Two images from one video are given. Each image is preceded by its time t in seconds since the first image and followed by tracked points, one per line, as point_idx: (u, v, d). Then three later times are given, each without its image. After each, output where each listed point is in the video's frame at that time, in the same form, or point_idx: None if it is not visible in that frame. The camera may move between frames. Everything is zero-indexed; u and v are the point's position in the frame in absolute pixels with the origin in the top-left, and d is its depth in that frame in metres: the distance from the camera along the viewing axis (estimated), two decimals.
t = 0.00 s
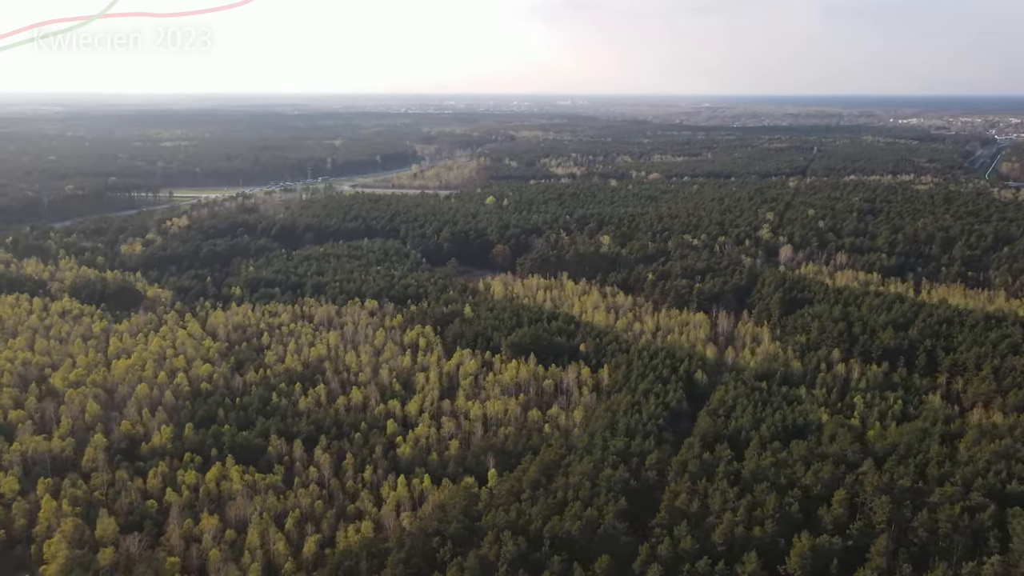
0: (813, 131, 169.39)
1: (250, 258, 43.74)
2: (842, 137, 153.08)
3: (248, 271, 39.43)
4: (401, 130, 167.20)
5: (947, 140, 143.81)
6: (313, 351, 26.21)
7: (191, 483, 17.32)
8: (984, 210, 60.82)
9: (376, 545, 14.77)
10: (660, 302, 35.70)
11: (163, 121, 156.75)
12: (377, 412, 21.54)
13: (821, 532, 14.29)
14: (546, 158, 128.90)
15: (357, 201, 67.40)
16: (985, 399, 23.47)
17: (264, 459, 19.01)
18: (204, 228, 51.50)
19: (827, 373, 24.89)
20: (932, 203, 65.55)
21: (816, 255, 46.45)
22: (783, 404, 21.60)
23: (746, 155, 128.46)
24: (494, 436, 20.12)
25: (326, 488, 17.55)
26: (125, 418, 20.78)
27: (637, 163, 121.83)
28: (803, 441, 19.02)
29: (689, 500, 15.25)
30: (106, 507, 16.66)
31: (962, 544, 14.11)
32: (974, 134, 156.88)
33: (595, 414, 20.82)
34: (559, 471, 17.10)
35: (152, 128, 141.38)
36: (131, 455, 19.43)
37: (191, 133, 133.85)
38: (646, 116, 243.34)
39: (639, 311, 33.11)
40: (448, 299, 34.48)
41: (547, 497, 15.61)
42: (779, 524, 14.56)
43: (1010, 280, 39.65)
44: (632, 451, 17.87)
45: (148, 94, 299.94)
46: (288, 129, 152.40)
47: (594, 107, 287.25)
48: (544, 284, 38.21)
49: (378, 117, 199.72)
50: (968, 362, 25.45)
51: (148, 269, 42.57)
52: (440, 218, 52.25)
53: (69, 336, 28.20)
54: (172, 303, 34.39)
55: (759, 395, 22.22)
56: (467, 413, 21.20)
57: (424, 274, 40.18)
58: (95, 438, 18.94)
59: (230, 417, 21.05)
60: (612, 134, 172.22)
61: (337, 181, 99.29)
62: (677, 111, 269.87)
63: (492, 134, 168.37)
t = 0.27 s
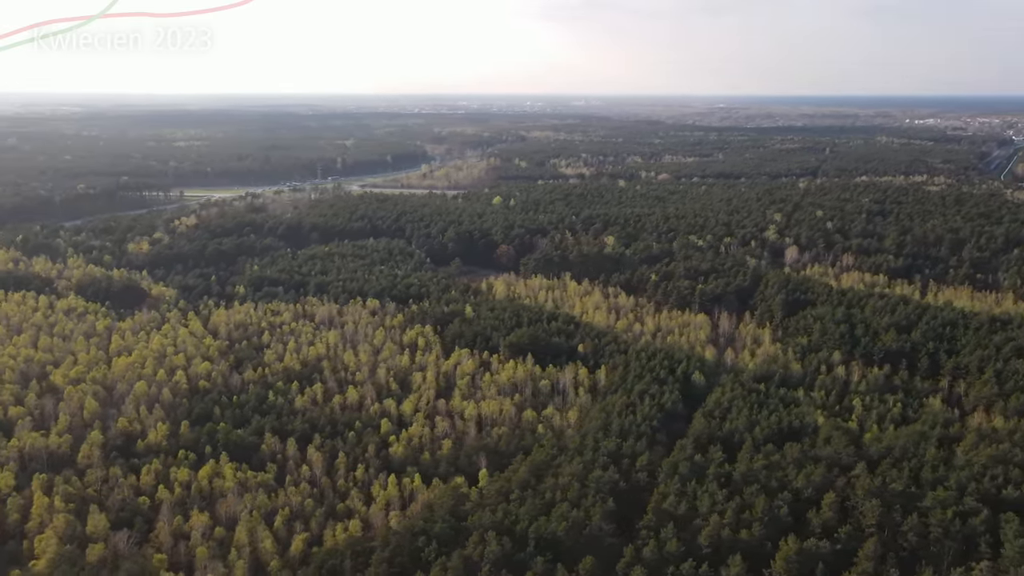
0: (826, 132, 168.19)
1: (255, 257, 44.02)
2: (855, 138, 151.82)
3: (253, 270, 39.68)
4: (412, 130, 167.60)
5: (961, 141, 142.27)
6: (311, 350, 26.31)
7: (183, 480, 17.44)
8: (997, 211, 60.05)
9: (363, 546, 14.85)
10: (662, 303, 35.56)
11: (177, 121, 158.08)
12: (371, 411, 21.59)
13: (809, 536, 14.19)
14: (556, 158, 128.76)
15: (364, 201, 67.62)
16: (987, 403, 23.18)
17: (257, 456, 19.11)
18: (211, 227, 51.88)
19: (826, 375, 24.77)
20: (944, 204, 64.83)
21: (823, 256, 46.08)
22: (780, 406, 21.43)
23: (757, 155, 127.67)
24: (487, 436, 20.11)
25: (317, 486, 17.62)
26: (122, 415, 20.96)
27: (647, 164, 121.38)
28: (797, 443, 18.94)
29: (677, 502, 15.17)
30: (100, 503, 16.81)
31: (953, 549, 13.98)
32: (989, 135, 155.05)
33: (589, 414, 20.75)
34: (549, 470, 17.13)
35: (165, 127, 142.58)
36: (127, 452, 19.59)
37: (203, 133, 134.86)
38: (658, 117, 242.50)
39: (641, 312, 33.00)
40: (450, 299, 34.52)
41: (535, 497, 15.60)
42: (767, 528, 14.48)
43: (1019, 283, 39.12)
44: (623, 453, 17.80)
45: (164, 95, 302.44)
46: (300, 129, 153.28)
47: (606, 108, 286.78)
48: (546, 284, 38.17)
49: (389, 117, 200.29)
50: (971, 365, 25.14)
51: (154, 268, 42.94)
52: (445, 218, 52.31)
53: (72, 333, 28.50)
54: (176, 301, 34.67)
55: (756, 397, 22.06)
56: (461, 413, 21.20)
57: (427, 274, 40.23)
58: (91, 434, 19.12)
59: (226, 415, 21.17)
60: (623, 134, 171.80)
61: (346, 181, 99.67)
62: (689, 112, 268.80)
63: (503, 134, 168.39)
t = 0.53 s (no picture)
0: (838, 132, 166.88)
1: (260, 256, 44.27)
2: (868, 138, 150.52)
3: (256, 269, 39.91)
4: (422, 130, 167.96)
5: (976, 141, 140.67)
6: (310, 349, 26.42)
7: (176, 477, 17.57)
8: (1009, 212, 59.26)
9: (352, 546, 14.92)
10: (663, 303, 35.42)
11: (190, 121, 159.30)
12: (366, 409, 21.66)
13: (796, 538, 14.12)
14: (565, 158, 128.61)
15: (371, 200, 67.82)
16: (987, 406, 22.91)
17: (251, 454, 19.22)
18: (218, 226, 52.23)
19: (824, 376, 24.63)
20: (955, 205, 64.11)
21: (829, 257, 45.70)
22: (776, 408, 21.29)
23: (768, 155, 126.89)
24: (480, 435, 20.12)
25: (309, 484, 17.70)
26: (120, 412, 21.16)
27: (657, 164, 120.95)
28: (789, 444, 18.85)
29: (664, 503, 15.12)
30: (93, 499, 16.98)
31: (942, 554, 13.86)
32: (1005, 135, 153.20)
33: (583, 415, 20.70)
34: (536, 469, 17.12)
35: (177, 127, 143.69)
36: (123, 449, 19.78)
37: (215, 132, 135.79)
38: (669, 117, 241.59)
39: (641, 312, 32.90)
40: (451, 298, 34.54)
41: (523, 497, 15.61)
42: (754, 531, 14.41)
43: None
44: (614, 453, 17.75)
45: (178, 96, 304.50)
46: (310, 129, 153.95)
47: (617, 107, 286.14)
48: (548, 284, 38.14)
49: (400, 117, 200.82)
50: (973, 368, 24.85)
51: (160, 266, 43.30)
52: (450, 218, 52.36)
53: (75, 330, 28.79)
54: (179, 300, 34.94)
55: (752, 398, 21.93)
56: (455, 412, 21.22)
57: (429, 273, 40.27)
58: (88, 431, 19.32)
59: (222, 413, 21.31)
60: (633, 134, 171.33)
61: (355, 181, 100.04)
62: (701, 112, 267.61)
63: (513, 133, 168.39)
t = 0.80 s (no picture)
0: (852, 133, 165.50)
1: (265, 255, 44.52)
2: (882, 139, 149.22)
3: (260, 268, 40.14)
4: (433, 130, 168.30)
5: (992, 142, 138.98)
6: (309, 347, 26.52)
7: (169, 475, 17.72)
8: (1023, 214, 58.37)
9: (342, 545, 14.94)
10: (667, 305, 35.21)
11: (203, 121, 160.60)
12: (361, 409, 21.70)
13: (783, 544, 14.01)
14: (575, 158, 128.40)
15: (378, 200, 67.98)
16: (988, 410, 22.63)
17: (244, 452, 19.32)
18: (225, 225, 52.57)
19: (825, 378, 24.42)
20: (968, 206, 63.31)
21: (836, 259, 45.30)
22: (773, 410, 21.13)
23: (780, 155, 126.04)
24: (473, 435, 20.13)
25: (300, 482, 17.76)
26: (118, 409, 21.36)
27: (667, 164, 120.45)
28: (786, 448, 18.68)
29: (652, 506, 15.08)
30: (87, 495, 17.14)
31: (931, 559, 13.72)
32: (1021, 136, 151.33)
33: (577, 416, 20.67)
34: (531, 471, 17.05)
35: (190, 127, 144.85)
36: (119, 446, 19.98)
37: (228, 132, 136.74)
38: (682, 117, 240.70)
39: (643, 313, 32.78)
40: (452, 298, 34.55)
41: (510, 497, 15.61)
42: (741, 533, 14.34)
43: None
44: (605, 455, 17.69)
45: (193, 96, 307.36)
46: (322, 129, 154.50)
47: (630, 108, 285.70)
48: (551, 284, 38.04)
49: (412, 117, 201.29)
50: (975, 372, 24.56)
51: (167, 265, 43.68)
52: (455, 218, 52.39)
53: (80, 328, 29.12)
54: (184, 298, 35.23)
55: (748, 400, 21.77)
56: (449, 412, 21.25)
57: (432, 273, 40.28)
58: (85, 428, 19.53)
59: (218, 411, 21.46)
60: (644, 135, 170.78)
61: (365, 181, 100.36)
62: (714, 113, 266.59)
63: (524, 134, 168.32)
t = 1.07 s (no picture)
0: (865, 133, 164.04)
1: (270, 254, 44.79)
2: (896, 139, 147.76)
3: (264, 268, 40.39)
4: (443, 129, 168.49)
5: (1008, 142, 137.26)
6: (307, 346, 26.62)
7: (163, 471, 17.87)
8: None
9: (327, 546, 15.16)
10: (669, 305, 34.92)
11: (216, 121, 161.73)
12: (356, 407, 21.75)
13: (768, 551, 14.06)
14: (585, 158, 128.13)
15: (385, 199, 68.16)
16: (988, 416, 22.40)
17: (238, 451, 19.45)
18: (232, 223, 52.91)
19: (824, 381, 24.16)
20: (979, 207, 62.58)
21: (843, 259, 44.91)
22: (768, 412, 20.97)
23: (792, 156, 125.19)
24: (466, 436, 20.15)
25: (291, 481, 17.85)
26: (116, 407, 21.58)
27: (677, 164, 119.94)
28: (778, 452, 18.53)
29: (639, 510, 15.10)
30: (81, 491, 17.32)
31: (919, 567, 13.66)
32: None
33: (570, 417, 20.63)
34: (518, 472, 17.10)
35: (202, 126, 145.84)
36: (116, 443, 20.18)
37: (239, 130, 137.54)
38: (693, 117, 239.55)
39: (644, 313, 32.66)
40: (453, 298, 34.58)
41: (499, 499, 15.65)
42: (727, 541, 14.37)
43: None
44: (596, 456, 17.65)
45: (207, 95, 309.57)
46: (333, 130, 155.03)
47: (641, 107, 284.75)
48: (552, 284, 38.00)
49: (423, 117, 201.59)
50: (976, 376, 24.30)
51: (173, 264, 44.05)
52: (461, 218, 52.43)
53: (84, 326, 29.44)
54: (187, 297, 35.51)
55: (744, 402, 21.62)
56: (443, 410, 21.24)
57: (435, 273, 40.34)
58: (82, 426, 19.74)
59: (214, 410, 21.60)
60: (655, 135, 170.11)
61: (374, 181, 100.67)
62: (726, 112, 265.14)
63: (534, 133, 168.08)
